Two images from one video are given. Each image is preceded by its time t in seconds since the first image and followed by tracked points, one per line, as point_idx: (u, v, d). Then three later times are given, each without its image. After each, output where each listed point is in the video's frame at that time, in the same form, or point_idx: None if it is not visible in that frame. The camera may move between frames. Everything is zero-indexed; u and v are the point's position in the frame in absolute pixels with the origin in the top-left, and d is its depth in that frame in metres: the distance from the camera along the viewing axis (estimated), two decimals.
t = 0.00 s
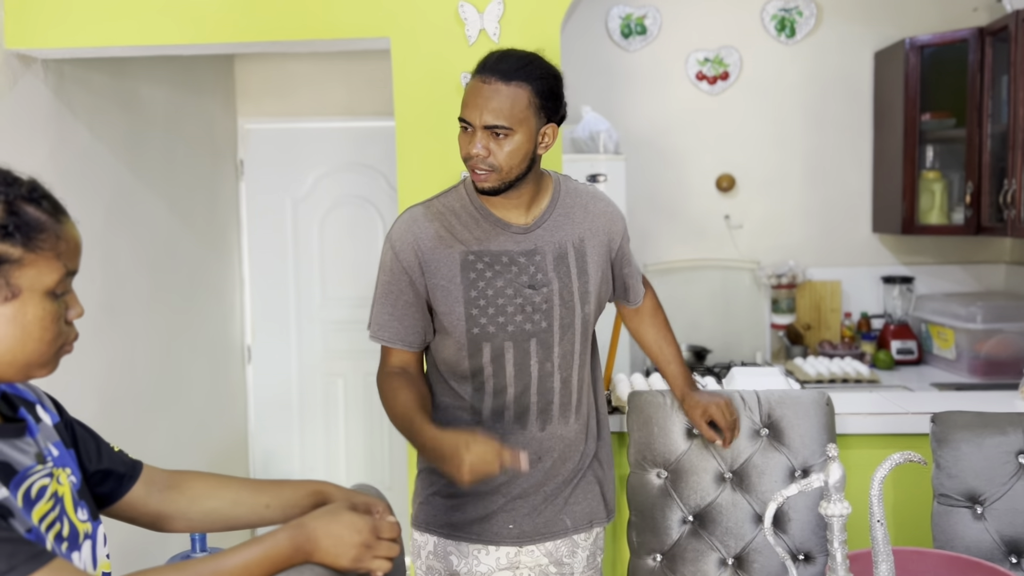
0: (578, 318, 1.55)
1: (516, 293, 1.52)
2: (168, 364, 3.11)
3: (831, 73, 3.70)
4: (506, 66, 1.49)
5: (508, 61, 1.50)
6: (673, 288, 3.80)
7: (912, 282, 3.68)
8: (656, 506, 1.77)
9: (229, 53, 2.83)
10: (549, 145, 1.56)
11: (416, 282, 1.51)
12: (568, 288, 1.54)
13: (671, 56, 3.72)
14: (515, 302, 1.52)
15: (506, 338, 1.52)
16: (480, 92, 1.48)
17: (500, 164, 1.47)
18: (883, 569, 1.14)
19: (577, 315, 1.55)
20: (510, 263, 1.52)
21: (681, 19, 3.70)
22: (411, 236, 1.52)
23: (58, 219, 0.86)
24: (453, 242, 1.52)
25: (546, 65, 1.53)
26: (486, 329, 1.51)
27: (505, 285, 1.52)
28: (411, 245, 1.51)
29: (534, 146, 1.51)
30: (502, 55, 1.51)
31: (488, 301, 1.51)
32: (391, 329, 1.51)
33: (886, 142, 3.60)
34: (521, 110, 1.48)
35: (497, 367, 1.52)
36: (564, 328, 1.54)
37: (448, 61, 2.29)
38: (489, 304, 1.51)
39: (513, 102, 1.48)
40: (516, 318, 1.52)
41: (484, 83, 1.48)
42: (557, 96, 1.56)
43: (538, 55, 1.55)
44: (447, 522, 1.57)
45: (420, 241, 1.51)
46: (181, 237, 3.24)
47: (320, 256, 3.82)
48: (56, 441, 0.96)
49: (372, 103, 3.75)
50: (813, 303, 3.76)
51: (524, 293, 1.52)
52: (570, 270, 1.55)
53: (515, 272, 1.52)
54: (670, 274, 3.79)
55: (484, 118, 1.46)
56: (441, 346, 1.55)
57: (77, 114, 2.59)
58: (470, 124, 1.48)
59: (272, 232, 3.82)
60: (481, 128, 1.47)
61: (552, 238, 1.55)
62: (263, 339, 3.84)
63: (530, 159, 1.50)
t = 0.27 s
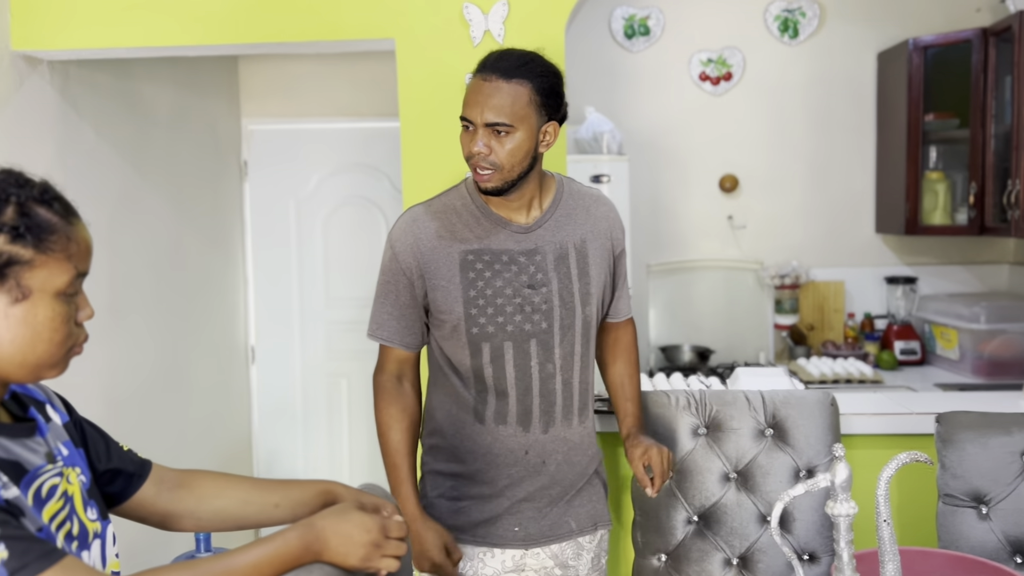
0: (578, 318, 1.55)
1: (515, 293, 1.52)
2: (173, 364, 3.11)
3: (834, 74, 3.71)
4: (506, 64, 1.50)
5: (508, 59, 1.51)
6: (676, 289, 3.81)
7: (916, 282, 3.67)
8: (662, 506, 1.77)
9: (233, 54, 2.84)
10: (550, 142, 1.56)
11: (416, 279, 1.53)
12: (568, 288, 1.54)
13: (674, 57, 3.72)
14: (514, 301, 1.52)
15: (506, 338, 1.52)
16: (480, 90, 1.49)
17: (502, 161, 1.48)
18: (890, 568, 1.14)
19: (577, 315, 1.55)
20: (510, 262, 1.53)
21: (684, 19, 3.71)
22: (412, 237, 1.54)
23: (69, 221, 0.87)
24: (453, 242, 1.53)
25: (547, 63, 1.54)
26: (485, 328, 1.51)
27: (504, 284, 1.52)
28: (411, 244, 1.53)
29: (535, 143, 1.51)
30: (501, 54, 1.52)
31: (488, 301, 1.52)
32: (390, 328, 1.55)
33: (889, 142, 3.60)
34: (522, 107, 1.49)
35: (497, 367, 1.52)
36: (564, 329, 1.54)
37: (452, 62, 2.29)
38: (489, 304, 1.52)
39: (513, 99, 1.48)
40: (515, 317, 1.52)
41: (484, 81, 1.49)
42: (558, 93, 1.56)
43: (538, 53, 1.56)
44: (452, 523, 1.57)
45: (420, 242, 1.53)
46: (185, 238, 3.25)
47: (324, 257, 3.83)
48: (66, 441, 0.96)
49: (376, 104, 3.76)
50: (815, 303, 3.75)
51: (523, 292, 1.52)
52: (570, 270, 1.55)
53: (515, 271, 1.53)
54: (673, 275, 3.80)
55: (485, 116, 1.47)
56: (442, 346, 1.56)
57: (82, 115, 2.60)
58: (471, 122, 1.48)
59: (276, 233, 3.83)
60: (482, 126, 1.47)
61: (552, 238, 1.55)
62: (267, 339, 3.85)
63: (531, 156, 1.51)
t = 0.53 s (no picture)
0: (582, 319, 1.55)
1: (520, 293, 1.53)
2: (176, 364, 3.12)
3: (837, 74, 3.70)
4: (515, 65, 1.51)
5: (516, 59, 1.52)
6: (679, 289, 3.81)
7: (920, 283, 3.67)
8: (665, 505, 1.77)
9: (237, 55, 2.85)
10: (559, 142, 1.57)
11: (425, 276, 1.56)
12: (572, 289, 1.55)
13: (677, 57, 3.72)
14: (519, 301, 1.53)
15: (510, 338, 1.53)
16: (490, 90, 1.51)
17: (511, 160, 1.49)
18: (894, 569, 1.14)
19: (582, 317, 1.55)
20: (516, 262, 1.54)
21: (687, 20, 3.71)
22: (422, 234, 1.56)
23: (71, 221, 0.87)
24: (462, 241, 1.55)
25: (556, 64, 1.55)
26: (490, 327, 1.53)
27: (510, 284, 1.53)
28: (422, 241, 1.56)
29: (545, 142, 1.52)
30: (510, 54, 1.54)
31: (494, 300, 1.53)
32: (398, 324, 1.57)
33: (892, 143, 3.60)
34: (532, 106, 1.50)
35: (501, 366, 1.53)
36: (569, 329, 1.54)
37: (456, 62, 2.29)
38: (494, 303, 1.53)
39: (523, 99, 1.50)
40: (519, 317, 1.53)
41: (494, 81, 1.51)
42: (568, 93, 1.57)
43: (548, 54, 1.57)
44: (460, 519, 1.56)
45: (430, 239, 1.56)
46: (188, 238, 3.25)
47: (327, 257, 3.83)
48: (69, 439, 0.96)
49: (379, 104, 3.76)
50: (819, 303, 3.76)
51: (528, 293, 1.53)
52: (576, 272, 1.55)
53: (522, 272, 1.54)
54: (675, 275, 3.80)
55: (494, 115, 1.48)
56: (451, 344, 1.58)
57: (86, 115, 2.60)
58: (480, 121, 1.50)
59: (279, 234, 3.83)
60: (491, 124, 1.49)
61: (560, 239, 1.55)
62: (270, 340, 3.85)
63: (541, 155, 1.52)
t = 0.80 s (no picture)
0: (588, 319, 1.54)
1: (526, 293, 1.54)
2: (179, 364, 3.13)
3: (839, 75, 3.70)
4: (528, 69, 1.52)
5: (530, 63, 1.52)
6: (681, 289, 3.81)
7: (922, 283, 3.68)
8: (667, 506, 1.78)
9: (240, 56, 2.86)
10: (569, 147, 1.56)
11: (436, 275, 1.57)
12: (576, 289, 1.54)
13: (679, 58, 3.72)
14: (526, 301, 1.54)
15: (516, 337, 1.53)
16: (503, 92, 1.51)
17: (519, 161, 1.49)
18: (896, 570, 1.14)
19: (588, 316, 1.54)
20: (523, 262, 1.54)
21: (689, 20, 3.70)
22: (434, 233, 1.58)
23: (70, 223, 0.87)
24: (472, 240, 1.56)
25: (570, 69, 1.55)
26: (497, 326, 1.54)
27: (517, 284, 1.54)
28: (434, 240, 1.57)
29: (555, 146, 1.52)
30: (524, 59, 1.54)
31: (500, 300, 1.54)
32: (417, 323, 1.58)
33: (894, 143, 3.60)
34: (543, 109, 1.50)
35: (507, 364, 1.54)
36: (574, 329, 1.54)
37: (458, 63, 2.30)
38: (501, 302, 1.54)
39: (535, 102, 1.49)
40: (526, 317, 1.53)
41: (508, 83, 1.51)
42: (580, 98, 1.56)
43: (562, 59, 1.57)
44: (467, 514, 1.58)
45: (442, 238, 1.57)
46: (191, 238, 3.25)
47: (329, 258, 3.84)
48: (70, 440, 0.97)
49: (381, 105, 3.76)
50: (821, 303, 3.75)
51: (534, 294, 1.54)
52: (583, 273, 1.55)
53: (528, 272, 1.54)
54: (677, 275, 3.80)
55: (505, 115, 1.49)
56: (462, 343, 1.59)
57: (88, 116, 2.60)
58: (492, 122, 1.50)
59: (281, 234, 3.83)
60: (502, 125, 1.49)
61: (567, 240, 1.55)
62: (272, 340, 3.85)
63: (550, 159, 1.51)
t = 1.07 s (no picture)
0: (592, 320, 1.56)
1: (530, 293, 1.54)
2: (179, 365, 3.13)
3: (839, 76, 3.70)
4: (540, 75, 1.50)
5: (541, 70, 1.51)
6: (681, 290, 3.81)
7: (922, 283, 3.67)
8: (667, 507, 1.77)
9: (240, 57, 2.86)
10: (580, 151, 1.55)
11: (443, 275, 1.59)
12: (578, 289, 1.55)
13: (679, 58, 3.72)
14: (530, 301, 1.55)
15: (519, 336, 1.54)
16: (517, 98, 1.49)
17: (535, 167, 1.48)
18: (894, 570, 1.14)
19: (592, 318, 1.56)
20: (528, 264, 1.55)
21: (689, 21, 3.71)
22: (443, 233, 1.59)
23: (67, 221, 0.87)
24: (478, 241, 1.57)
25: (579, 73, 1.54)
26: (501, 326, 1.55)
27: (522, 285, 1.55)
28: (443, 241, 1.58)
29: (569, 152, 1.51)
30: (535, 65, 1.52)
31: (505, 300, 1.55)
32: (427, 321, 1.60)
33: (894, 144, 3.60)
34: (557, 114, 1.48)
35: (511, 364, 1.54)
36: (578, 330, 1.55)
37: (458, 64, 2.30)
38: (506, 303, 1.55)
39: (550, 108, 1.48)
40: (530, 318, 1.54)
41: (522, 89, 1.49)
42: (588, 102, 1.56)
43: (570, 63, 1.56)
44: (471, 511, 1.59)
45: (450, 238, 1.58)
46: (191, 239, 3.25)
47: (329, 258, 3.84)
48: (69, 441, 0.97)
49: (381, 106, 3.76)
50: (821, 304, 3.76)
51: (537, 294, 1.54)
52: (588, 274, 1.55)
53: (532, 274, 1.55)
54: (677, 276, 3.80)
55: (520, 122, 1.47)
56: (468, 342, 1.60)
57: (88, 116, 2.60)
58: (507, 128, 1.48)
59: (281, 235, 3.84)
60: (518, 131, 1.47)
61: (570, 240, 1.54)
62: (272, 341, 3.85)
63: (563, 164, 1.50)
